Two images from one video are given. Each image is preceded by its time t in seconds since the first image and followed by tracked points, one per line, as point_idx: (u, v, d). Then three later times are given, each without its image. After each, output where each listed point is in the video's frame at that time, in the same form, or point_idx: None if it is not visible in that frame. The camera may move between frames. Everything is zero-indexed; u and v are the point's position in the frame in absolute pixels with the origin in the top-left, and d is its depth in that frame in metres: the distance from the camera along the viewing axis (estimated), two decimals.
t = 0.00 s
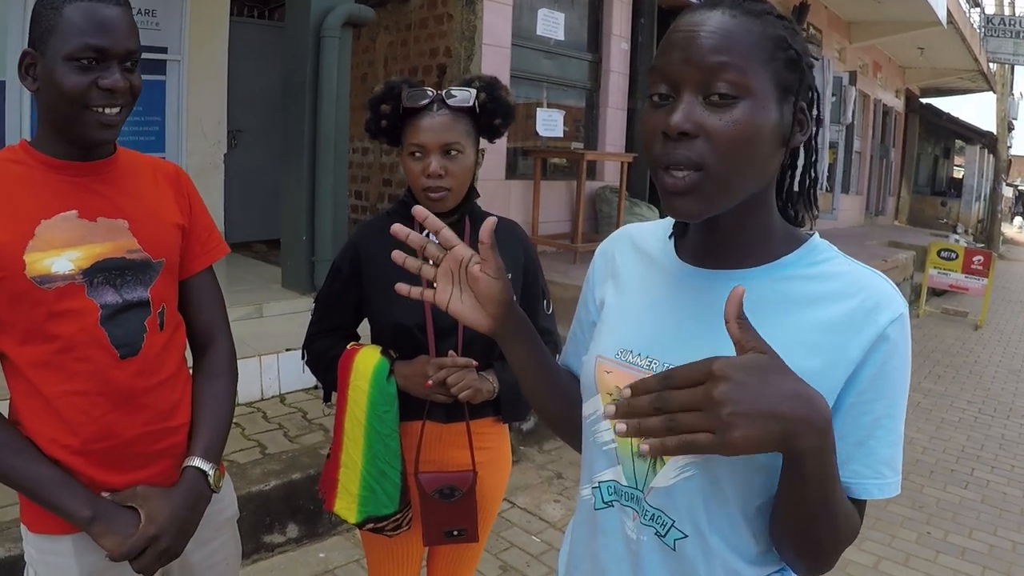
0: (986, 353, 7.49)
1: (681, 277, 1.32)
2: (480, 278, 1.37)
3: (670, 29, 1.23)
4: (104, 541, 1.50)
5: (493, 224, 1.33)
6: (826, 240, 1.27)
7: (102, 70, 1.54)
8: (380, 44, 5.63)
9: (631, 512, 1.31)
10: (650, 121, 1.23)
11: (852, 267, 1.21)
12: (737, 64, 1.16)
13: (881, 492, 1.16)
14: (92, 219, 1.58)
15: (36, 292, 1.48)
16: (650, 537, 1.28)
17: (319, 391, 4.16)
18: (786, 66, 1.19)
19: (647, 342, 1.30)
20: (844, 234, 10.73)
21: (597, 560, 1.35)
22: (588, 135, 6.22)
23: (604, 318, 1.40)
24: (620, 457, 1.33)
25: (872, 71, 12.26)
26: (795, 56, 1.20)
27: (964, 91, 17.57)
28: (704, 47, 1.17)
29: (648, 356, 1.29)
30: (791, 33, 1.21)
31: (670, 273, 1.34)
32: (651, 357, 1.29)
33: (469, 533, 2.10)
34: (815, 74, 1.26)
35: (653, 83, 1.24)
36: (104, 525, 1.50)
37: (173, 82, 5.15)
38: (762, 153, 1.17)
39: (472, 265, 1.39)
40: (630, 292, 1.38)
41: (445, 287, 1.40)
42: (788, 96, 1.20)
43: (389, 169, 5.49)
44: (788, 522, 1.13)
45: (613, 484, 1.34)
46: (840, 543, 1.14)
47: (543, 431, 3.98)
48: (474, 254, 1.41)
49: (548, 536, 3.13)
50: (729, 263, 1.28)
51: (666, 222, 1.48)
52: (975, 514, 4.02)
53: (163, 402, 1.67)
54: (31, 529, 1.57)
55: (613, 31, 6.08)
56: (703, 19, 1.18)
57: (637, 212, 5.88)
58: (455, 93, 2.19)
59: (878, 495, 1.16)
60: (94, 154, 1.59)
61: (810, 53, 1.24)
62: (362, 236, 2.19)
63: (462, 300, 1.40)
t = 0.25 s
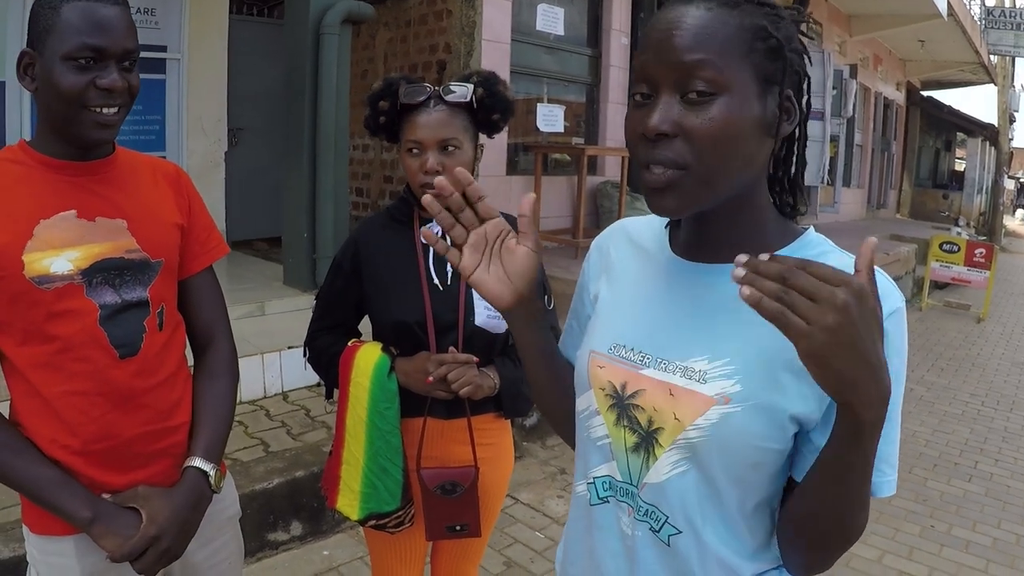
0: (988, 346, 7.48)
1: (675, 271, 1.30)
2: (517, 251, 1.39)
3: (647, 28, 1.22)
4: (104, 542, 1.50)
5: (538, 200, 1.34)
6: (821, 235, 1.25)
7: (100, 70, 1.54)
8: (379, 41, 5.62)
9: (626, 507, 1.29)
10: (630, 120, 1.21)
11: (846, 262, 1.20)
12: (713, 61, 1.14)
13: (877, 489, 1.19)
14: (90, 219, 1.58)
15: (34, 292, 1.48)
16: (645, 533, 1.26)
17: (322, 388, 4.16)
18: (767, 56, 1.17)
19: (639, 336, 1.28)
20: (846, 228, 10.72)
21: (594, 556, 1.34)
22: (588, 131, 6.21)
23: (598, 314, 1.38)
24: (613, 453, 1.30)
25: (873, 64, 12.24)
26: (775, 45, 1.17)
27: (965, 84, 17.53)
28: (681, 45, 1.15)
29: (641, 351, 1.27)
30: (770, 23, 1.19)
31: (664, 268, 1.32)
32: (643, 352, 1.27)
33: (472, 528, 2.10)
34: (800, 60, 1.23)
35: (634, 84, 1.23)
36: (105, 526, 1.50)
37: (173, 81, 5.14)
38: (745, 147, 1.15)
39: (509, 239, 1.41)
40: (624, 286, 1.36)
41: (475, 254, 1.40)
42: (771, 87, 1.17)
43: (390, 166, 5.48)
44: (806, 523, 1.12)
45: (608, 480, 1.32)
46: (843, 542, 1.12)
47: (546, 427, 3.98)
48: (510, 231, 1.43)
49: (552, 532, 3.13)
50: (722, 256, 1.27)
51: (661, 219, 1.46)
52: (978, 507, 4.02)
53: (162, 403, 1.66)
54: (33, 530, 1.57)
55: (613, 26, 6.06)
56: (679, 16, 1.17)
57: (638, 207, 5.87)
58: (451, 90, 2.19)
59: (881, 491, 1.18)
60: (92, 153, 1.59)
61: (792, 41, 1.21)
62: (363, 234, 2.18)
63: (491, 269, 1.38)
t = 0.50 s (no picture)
0: (999, 350, 7.44)
1: (676, 278, 1.25)
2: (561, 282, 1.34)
3: (651, 29, 1.17)
4: (115, 547, 1.50)
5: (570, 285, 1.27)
6: (824, 236, 1.21)
7: (110, 73, 1.54)
8: (388, 45, 5.63)
9: (635, 519, 1.25)
10: (636, 124, 1.17)
11: (854, 263, 1.15)
12: (723, 63, 1.10)
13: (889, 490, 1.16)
14: (102, 222, 1.58)
15: (47, 296, 1.49)
16: (655, 545, 1.22)
17: (331, 392, 4.16)
18: (773, 59, 1.13)
19: (643, 346, 1.24)
20: (855, 231, 10.69)
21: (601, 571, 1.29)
22: (597, 134, 6.21)
23: (599, 322, 1.32)
24: (621, 464, 1.27)
25: (882, 67, 12.21)
26: (781, 48, 1.14)
27: (974, 86, 17.47)
28: (690, 47, 1.11)
29: (647, 359, 1.23)
30: (776, 25, 1.15)
31: (665, 272, 1.27)
32: (649, 360, 1.23)
33: (479, 534, 2.09)
34: (802, 64, 1.20)
35: (638, 84, 1.18)
36: (116, 532, 1.51)
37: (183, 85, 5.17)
38: (754, 153, 1.11)
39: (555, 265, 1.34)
40: (623, 293, 1.30)
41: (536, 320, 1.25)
42: (778, 91, 1.14)
43: (399, 169, 5.49)
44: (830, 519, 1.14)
45: (615, 492, 1.28)
46: (859, 538, 1.15)
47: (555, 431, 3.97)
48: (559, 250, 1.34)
49: (562, 536, 3.12)
50: (725, 261, 1.21)
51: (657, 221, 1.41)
52: (990, 512, 3.99)
53: (172, 408, 1.67)
54: (44, 534, 1.57)
55: (621, 30, 6.06)
56: (687, 16, 1.12)
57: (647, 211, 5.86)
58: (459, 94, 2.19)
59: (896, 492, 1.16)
60: (103, 157, 1.59)
61: (796, 44, 1.18)
62: (372, 238, 2.18)
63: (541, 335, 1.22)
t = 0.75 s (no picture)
0: (1006, 351, 7.41)
1: (676, 281, 1.23)
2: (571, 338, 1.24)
3: (662, 20, 1.17)
4: (124, 551, 1.49)
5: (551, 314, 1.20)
6: (823, 235, 1.20)
7: (113, 75, 1.54)
8: (394, 47, 5.64)
9: (641, 527, 1.23)
10: (637, 112, 1.16)
11: (853, 262, 1.14)
12: (729, 57, 1.09)
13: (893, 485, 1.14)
14: (109, 225, 1.58)
15: (54, 298, 1.49)
16: (662, 552, 1.20)
17: (337, 394, 4.16)
18: (782, 64, 1.13)
19: (646, 351, 1.22)
20: (862, 233, 10.66)
21: None
22: (603, 136, 6.20)
23: (599, 329, 1.31)
24: (626, 471, 1.25)
25: (888, 68, 12.19)
26: (792, 54, 1.14)
27: (981, 87, 17.42)
28: (699, 39, 1.10)
29: (650, 365, 1.21)
30: (787, 30, 1.14)
31: (664, 275, 1.25)
32: (652, 365, 1.21)
33: (485, 537, 2.08)
34: (812, 73, 1.19)
35: (643, 72, 1.17)
36: (124, 535, 1.50)
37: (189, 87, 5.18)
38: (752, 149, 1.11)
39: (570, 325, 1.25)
40: (622, 298, 1.29)
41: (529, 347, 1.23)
42: (783, 94, 1.13)
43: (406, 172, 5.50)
44: (837, 522, 1.13)
45: (621, 499, 1.26)
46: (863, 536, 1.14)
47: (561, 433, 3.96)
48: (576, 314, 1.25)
49: (568, 539, 3.12)
50: (726, 263, 1.20)
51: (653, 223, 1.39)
52: (997, 514, 3.98)
53: (180, 410, 1.67)
54: (50, 538, 1.57)
55: (627, 31, 6.06)
56: (700, 10, 1.12)
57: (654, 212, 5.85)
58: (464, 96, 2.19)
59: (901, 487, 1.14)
60: (108, 159, 1.59)
61: (805, 53, 1.17)
62: (378, 241, 2.18)
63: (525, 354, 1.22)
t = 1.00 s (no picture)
0: (1011, 352, 7.39)
1: (679, 281, 1.23)
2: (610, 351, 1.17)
3: (674, 19, 1.16)
4: (126, 554, 1.49)
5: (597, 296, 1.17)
6: (829, 237, 1.19)
7: (109, 79, 1.54)
8: (398, 49, 5.64)
9: (641, 527, 1.22)
10: (657, 114, 1.15)
11: (859, 265, 1.14)
12: (751, 56, 1.09)
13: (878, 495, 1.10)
14: (111, 225, 1.58)
15: (57, 299, 1.49)
16: (663, 553, 1.18)
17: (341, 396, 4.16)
18: (794, 62, 1.13)
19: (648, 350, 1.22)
20: (866, 233, 10.64)
21: None
22: (607, 137, 6.20)
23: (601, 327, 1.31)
24: (628, 471, 1.23)
25: (891, 68, 12.17)
26: (802, 51, 1.14)
27: (984, 87, 17.39)
28: (715, 39, 1.09)
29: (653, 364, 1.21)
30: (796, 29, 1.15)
31: (667, 276, 1.25)
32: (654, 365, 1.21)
33: (488, 539, 2.07)
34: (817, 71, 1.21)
35: (657, 74, 1.16)
36: (124, 539, 1.50)
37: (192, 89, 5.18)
38: (776, 147, 1.10)
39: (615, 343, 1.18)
40: (625, 297, 1.28)
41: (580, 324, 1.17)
42: (796, 91, 1.14)
43: (409, 173, 5.50)
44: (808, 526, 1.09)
45: (622, 499, 1.24)
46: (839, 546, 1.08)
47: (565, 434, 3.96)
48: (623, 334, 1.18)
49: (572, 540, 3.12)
50: (730, 263, 1.19)
51: (660, 224, 1.38)
52: (1002, 515, 3.96)
53: (183, 412, 1.67)
54: (52, 542, 1.57)
55: (631, 32, 6.06)
56: (710, 9, 1.11)
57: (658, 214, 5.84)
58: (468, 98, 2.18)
59: (890, 497, 1.10)
60: (110, 160, 1.59)
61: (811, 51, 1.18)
62: (382, 243, 2.18)
63: (573, 332, 1.16)
